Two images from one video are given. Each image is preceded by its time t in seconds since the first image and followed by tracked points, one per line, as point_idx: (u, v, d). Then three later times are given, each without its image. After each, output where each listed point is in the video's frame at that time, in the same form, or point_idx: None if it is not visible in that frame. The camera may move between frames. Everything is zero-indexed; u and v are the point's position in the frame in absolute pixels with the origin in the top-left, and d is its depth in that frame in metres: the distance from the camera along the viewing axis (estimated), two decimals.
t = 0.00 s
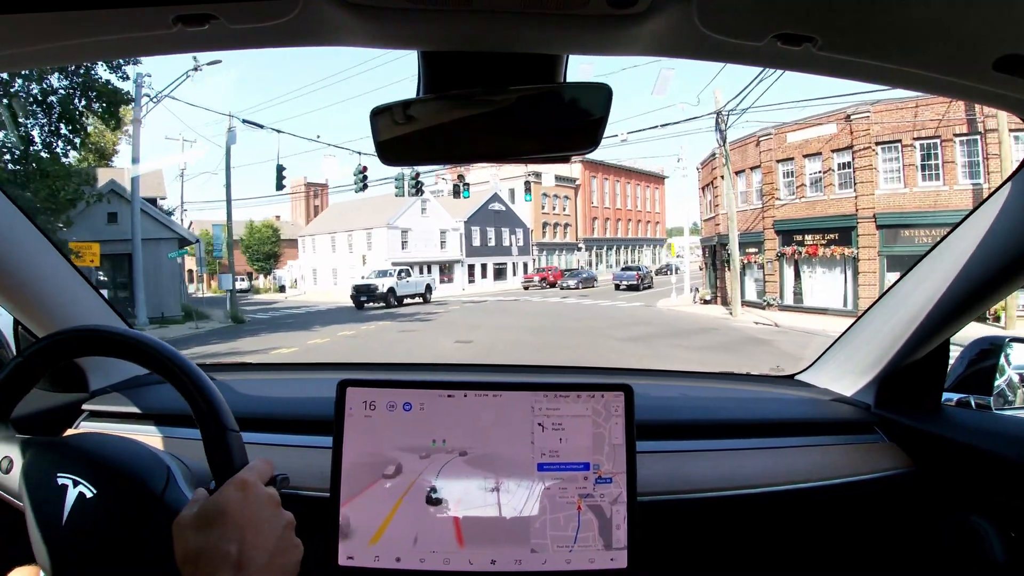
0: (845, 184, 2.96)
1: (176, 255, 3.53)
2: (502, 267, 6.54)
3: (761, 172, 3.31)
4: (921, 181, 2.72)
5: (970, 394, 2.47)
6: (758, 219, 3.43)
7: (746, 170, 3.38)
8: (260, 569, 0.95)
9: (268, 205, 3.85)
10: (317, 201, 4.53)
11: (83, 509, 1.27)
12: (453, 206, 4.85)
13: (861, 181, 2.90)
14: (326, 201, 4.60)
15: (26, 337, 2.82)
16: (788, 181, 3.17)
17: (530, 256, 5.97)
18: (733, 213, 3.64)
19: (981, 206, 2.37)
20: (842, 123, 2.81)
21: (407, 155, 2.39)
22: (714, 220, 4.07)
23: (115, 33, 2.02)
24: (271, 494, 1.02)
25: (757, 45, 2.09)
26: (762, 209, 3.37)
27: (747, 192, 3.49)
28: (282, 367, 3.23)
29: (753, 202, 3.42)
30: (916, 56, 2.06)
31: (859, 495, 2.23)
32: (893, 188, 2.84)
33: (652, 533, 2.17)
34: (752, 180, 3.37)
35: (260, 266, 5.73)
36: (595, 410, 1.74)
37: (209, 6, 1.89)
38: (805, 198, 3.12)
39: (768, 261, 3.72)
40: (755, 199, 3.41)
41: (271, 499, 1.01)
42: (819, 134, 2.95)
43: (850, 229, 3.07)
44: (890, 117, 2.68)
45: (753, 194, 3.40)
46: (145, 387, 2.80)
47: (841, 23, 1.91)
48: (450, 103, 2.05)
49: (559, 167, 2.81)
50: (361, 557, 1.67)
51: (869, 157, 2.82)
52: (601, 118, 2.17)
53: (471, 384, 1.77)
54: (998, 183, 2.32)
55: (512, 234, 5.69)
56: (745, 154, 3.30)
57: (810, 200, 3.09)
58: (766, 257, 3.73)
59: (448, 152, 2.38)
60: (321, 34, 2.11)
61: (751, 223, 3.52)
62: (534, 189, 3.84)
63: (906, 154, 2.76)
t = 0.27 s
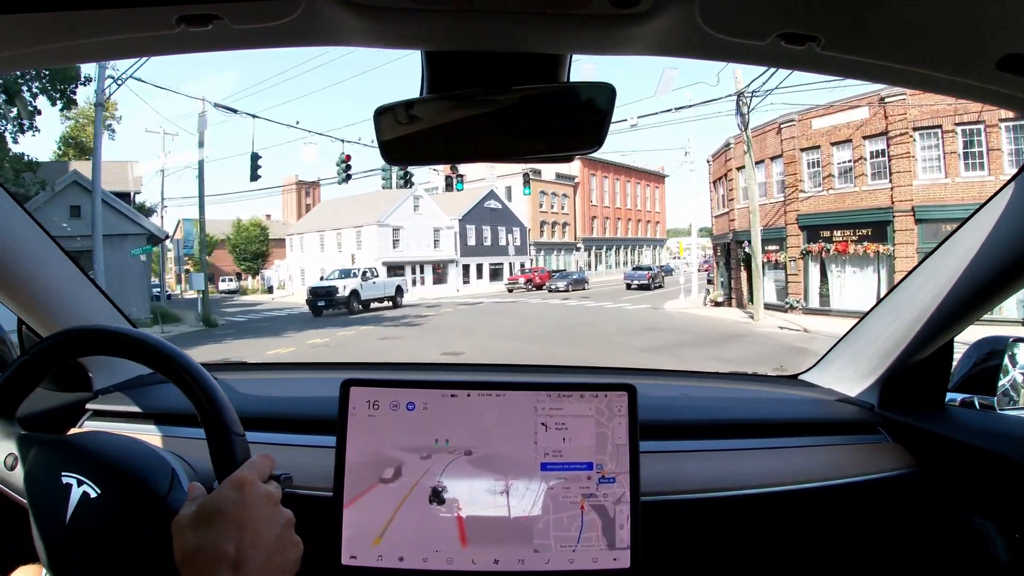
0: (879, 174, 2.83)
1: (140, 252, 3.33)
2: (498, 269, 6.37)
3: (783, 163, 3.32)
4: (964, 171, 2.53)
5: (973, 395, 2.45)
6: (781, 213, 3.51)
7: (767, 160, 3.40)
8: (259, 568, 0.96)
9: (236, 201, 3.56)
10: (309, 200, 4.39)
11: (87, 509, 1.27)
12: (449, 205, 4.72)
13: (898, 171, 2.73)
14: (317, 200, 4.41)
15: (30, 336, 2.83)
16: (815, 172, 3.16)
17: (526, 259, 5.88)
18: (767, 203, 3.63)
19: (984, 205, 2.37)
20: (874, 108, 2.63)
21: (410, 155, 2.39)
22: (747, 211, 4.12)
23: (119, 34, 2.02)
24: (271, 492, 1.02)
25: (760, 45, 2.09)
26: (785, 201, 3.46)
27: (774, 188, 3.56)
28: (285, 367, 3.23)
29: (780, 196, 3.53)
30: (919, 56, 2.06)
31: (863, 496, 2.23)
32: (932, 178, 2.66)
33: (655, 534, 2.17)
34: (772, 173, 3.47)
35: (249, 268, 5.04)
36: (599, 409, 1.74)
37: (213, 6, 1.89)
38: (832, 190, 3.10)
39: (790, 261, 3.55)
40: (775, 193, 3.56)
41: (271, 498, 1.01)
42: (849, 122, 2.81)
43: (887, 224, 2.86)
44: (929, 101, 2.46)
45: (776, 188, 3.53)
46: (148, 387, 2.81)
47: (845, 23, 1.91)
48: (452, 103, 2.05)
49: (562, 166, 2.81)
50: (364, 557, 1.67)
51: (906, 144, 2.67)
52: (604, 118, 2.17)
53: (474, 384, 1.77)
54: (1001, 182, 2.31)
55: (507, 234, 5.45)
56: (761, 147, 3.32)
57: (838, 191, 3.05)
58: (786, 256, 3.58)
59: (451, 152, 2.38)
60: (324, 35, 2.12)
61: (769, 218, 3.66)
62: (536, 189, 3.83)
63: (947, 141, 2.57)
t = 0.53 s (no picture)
0: (918, 163, 2.59)
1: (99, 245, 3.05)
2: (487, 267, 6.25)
3: (808, 151, 2.94)
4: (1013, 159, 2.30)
5: (976, 394, 2.43)
6: (805, 207, 3.08)
7: (790, 149, 3.02)
8: (260, 568, 0.96)
9: (209, 197, 3.32)
10: (298, 200, 3.91)
11: (92, 511, 1.27)
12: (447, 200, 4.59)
13: (941, 159, 2.49)
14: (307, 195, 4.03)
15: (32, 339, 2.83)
16: (845, 161, 2.82)
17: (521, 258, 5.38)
18: (777, 199, 3.20)
19: (986, 204, 2.36)
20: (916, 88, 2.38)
21: (411, 156, 2.39)
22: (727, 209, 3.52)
23: (121, 36, 2.03)
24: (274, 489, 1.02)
25: (762, 44, 2.08)
26: (810, 194, 3.03)
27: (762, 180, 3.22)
28: (285, 368, 3.23)
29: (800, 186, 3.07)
30: (918, 54, 2.06)
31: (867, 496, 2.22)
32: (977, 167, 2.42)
33: (658, 535, 2.16)
34: (795, 161, 3.03)
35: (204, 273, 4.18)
36: (601, 410, 1.74)
37: (215, 7, 1.89)
38: (865, 181, 2.78)
39: (816, 260, 3.17)
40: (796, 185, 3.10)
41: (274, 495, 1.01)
42: (886, 104, 2.54)
43: (927, 217, 2.60)
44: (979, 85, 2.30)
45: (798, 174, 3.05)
46: (150, 389, 2.80)
47: (847, 21, 1.91)
48: (453, 104, 2.05)
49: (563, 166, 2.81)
50: (367, 558, 1.67)
51: (950, 129, 2.47)
52: (605, 118, 2.16)
53: (477, 385, 1.77)
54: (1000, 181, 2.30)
55: (503, 232, 5.34)
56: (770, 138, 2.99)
57: (870, 182, 2.76)
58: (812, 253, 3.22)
59: (452, 153, 2.38)
60: (326, 36, 2.12)
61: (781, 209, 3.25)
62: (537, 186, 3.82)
63: (992, 126, 2.42)
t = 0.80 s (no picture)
0: (965, 149, 2.53)
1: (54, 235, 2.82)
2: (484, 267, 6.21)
3: (839, 138, 2.94)
4: None
5: (979, 394, 2.44)
6: (836, 200, 3.12)
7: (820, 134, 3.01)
8: (260, 568, 0.96)
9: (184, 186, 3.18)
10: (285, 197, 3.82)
11: (95, 510, 1.27)
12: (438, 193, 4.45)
13: (992, 143, 2.42)
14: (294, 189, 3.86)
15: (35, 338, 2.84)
16: (881, 149, 2.85)
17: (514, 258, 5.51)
18: (811, 190, 3.18)
19: (988, 203, 2.36)
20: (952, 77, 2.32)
21: (413, 155, 2.40)
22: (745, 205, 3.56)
23: (123, 36, 2.03)
24: (273, 491, 1.01)
25: (764, 43, 2.08)
26: (842, 185, 3.06)
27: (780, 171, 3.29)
28: (288, 367, 3.23)
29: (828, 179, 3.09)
30: (919, 53, 2.06)
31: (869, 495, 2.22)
32: None
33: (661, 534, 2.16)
34: (823, 148, 3.07)
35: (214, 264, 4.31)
36: (604, 409, 1.74)
37: (216, 7, 1.89)
38: (904, 171, 2.79)
39: (849, 258, 3.15)
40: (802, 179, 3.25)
41: (274, 496, 1.01)
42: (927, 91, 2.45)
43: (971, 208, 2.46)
44: None
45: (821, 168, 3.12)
46: (153, 388, 2.81)
47: (849, 20, 1.90)
48: (456, 103, 2.05)
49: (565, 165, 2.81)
50: (369, 557, 1.67)
51: (1005, 111, 2.38)
52: (607, 117, 2.16)
53: (479, 384, 1.77)
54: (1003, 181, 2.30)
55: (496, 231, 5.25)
56: (790, 124, 2.98)
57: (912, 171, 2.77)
58: (844, 253, 3.20)
59: (454, 152, 2.38)
60: (327, 35, 2.12)
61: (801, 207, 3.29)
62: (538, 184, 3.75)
63: None
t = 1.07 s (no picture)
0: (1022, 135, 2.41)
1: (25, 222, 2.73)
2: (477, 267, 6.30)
3: (877, 122, 2.74)
4: None
5: (981, 394, 2.43)
6: (876, 190, 2.99)
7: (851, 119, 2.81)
8: (263, 565, 0.96)
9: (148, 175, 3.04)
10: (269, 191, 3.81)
11: (98, 511, 1.27)
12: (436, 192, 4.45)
13: None
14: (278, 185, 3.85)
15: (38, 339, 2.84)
16: (924, 135, 2.67)
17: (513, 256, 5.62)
18: (854, 177, 3.08)
19: (991, 204, 2.36)
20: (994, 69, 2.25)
21: (415, 156, 2.39)
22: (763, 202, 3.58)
23: (125, 36, 2.03)
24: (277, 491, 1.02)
25: (766, 42, 2.08)
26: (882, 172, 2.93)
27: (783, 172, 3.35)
28: (290, 368, 3.23)
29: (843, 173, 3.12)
30: (921, 52, 2.05)
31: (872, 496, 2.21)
32: None
33: (663, 535, 2.15)
34: (861, 133, 2.88)
35: (201, 267, 3.78)
36: (606, 409, 1.74)
37: (218, 7, 1.89)
38: (953, 158, 2.61)
39: (889, 257, 2.90)
40: (830, 170, 3.20)
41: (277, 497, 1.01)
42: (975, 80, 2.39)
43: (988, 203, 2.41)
44: None
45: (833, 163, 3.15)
46: (155, 389, 2.81)
47: (851, 20, 1.90)
48: (459, 103, 2.05)
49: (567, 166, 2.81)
50: (371, 557, 1.67)
51: None
52: (609, 117, 2.16)
53: (481, 384, 1.77)
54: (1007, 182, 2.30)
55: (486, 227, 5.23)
56: (816, 109, 2.76)
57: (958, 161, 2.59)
58: (882, 252, 2.96)
59: (455, 153, 2.38)
60: (328, 35, 2.12)
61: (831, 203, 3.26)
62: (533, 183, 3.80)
63: None
